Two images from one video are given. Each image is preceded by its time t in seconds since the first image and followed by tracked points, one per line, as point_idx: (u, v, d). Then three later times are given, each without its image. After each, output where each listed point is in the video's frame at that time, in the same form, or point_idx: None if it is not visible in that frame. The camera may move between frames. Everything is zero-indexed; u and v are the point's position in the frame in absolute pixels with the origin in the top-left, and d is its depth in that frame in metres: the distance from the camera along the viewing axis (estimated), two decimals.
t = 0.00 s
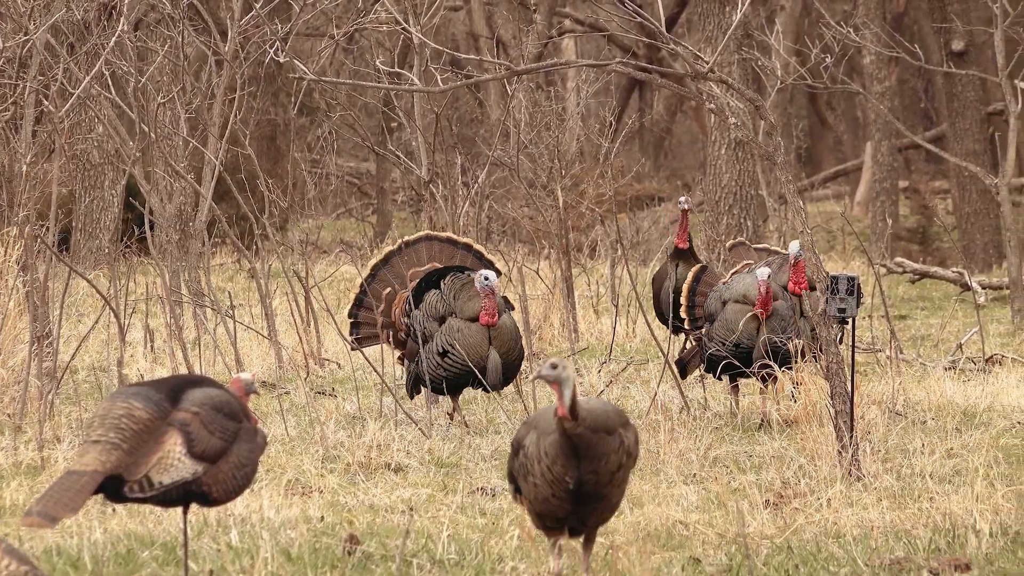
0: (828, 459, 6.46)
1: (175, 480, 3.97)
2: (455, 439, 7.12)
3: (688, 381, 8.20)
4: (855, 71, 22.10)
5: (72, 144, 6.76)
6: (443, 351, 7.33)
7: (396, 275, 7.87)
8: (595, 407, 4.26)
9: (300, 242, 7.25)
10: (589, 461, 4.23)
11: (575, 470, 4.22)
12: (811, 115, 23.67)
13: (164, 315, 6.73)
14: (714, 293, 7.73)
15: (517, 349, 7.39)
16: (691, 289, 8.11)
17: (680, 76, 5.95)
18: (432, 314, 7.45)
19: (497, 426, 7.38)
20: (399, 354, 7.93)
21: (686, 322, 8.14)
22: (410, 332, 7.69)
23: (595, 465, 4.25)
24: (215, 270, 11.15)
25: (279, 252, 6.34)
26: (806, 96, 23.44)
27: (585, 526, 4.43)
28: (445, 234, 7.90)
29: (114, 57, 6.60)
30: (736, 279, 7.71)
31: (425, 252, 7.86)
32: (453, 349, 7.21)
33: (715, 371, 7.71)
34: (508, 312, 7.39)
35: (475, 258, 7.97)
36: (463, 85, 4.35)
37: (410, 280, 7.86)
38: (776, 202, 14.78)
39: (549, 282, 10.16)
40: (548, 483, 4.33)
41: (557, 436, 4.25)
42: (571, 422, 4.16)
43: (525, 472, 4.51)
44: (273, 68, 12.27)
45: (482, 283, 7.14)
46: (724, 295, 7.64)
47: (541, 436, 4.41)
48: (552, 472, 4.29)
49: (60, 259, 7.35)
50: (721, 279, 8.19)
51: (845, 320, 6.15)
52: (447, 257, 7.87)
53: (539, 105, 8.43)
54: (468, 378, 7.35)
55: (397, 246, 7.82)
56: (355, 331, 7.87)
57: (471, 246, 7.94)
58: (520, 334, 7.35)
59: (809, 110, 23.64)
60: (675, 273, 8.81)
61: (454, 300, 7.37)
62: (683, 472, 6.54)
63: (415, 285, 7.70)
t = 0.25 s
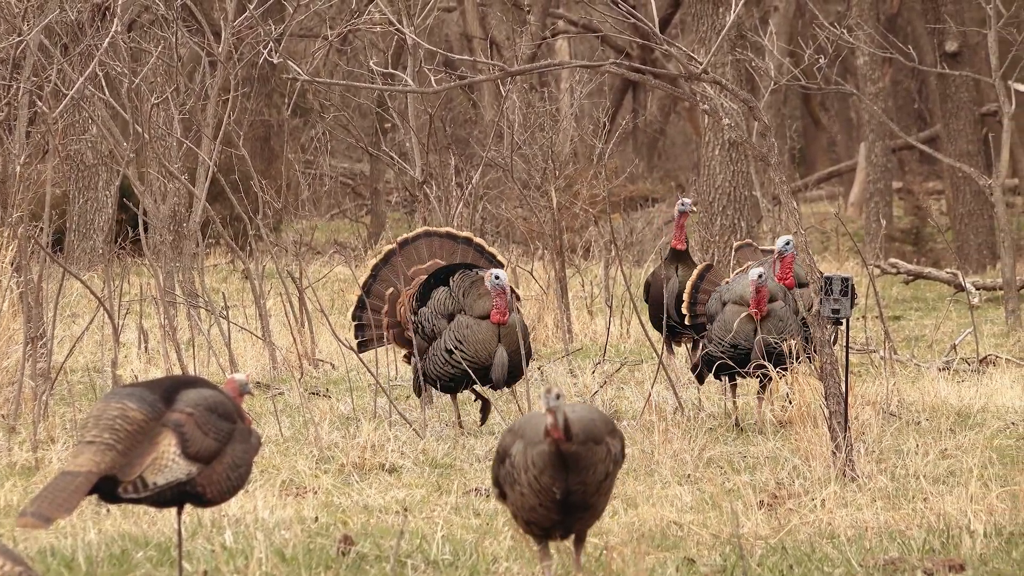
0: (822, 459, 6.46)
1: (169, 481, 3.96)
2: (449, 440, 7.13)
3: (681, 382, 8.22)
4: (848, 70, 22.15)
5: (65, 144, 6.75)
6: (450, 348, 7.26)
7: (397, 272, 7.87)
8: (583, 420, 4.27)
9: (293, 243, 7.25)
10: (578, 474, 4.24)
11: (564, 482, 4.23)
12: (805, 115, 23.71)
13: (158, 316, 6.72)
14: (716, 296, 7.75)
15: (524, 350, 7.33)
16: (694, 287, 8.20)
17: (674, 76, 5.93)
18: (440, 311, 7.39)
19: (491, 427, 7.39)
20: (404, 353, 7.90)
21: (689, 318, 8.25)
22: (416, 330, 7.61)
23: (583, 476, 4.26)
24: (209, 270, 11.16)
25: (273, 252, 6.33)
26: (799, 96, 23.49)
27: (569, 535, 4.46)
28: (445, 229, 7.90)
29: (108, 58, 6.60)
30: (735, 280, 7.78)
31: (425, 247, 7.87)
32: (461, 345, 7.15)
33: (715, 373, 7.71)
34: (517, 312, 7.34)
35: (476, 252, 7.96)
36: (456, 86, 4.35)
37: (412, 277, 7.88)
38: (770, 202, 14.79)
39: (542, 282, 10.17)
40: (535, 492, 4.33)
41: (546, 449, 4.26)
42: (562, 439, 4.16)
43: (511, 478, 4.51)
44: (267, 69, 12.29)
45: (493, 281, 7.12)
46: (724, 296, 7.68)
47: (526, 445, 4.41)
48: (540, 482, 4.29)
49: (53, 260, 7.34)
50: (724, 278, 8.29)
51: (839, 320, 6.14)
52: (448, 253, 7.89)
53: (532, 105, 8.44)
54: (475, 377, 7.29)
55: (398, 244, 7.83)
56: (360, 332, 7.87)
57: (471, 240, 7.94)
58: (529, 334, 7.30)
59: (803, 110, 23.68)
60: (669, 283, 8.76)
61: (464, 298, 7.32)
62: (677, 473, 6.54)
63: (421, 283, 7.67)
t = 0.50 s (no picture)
0: (816, 458, 6.46)
1: (163, 480, 3.96)
2: (443, 439, 7.14)
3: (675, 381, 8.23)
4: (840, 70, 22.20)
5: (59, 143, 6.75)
6: (462, 347, 7.25)
7: (406, 273, 7.88)
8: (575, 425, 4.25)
9: (288, 241, 7.25)
10: (566, 477, 4.23)
11: (551, 484, 4.22)
12: (798, 115, 23.77)
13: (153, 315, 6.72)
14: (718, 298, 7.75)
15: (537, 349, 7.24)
16: (704, 281, 8.52)
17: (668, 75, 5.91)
18: (452, 309, 7.38)
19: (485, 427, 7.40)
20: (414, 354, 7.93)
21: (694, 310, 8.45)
22: (428, 330, 7.63)
23: (571, 479, 4.25)
24: (203, 270, 11.19)
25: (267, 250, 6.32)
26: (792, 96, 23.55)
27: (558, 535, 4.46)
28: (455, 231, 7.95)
29: (102, 56, 6.59)
30: (736, 279, 7.80)
31: (434, 249, 7.89)
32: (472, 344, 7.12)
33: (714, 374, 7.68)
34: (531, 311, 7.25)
35: (484, 252, 8.03)
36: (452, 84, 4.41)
37: (421, 277, 7.90)
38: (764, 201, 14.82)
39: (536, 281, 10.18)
40: (522, 491, 4.33)
41: (536, 450, 4.25)
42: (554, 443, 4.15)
43: (499, 477, 4.52)
44: (262, 68, 12.29)
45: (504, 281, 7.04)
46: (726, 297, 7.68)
47: (515, 445, 4.40)
48: (526, 482, 4.29)
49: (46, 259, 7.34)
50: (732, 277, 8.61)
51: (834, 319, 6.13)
52: (458, 254, 7.94)
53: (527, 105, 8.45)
54: (488, 376, 7.25)
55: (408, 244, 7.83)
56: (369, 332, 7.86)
57: (479, 241, 8.01)
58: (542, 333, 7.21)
59: (796, 109, 23.73)
60: (674, 284, 8.78)
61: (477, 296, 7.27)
62: (671, 472, 6.54)
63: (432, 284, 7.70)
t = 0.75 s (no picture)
0: (805, 459, 6.45)
1: (152, 480, 3.95)
2: (431, 440, 7.15)
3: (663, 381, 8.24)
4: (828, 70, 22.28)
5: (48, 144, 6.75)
6: (481, 349, 7.28)
7: (414, 272, 7.88)
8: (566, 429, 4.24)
9: (277, 242, 7.26)
10: (553, 480, 4.22)
11: (536, 487, 4.20)
12: (787, 115, 23.85)
13: (142, 315, 6.72)
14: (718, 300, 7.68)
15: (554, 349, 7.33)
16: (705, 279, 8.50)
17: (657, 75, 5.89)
18: (468, 311, 7.41)
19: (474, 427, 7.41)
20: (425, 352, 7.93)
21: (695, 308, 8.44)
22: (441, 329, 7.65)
23: (558, 483, 4.24)
24: (191, 271, 11.22)
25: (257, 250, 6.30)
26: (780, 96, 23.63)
27: (543, 538, 4.44)
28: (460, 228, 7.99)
29: (91, 57, 6.59)
30: (736, 283, 7.70)
31: (440, 246, 7.90)
32: (492, 346, 7.16)
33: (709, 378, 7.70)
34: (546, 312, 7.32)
35: (491, 247, 8.09)
36: (441, 85, 4.51)
37: (428, 275, 7.90)
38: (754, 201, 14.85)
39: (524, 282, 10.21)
40: (507, 490, 4.33)
41: (523, 452, 4.25)
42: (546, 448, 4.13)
43: (486, 476, 4.53)
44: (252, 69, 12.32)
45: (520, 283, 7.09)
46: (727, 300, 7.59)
47: (503, 446, 4.41)
48: (512, 482, 4.29)
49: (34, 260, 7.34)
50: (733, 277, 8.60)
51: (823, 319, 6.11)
52: (464, 251, 7.96)
53: (516, 106, 8.49)
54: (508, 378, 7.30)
55: (414, 242, 7.82)
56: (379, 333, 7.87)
57: (485, 237, 8.04)
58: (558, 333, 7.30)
59: (785, 110, 23.81)
60: (679, 284, 8.88)
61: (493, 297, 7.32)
62: (660, 473, 6.54)
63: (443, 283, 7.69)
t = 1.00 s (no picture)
0: (783, 459, 6.45)
1: (129, 481, 3.92)
2: (409, 440, 7.16)
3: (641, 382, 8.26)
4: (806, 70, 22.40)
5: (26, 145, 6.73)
6: (475, 352, 7.30)
7: (400, 275, 7.89)
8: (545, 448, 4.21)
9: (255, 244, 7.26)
10: (531, 499, 4.19)
11: (514, 506, 4.19)
12: (763, 116, 23.97)
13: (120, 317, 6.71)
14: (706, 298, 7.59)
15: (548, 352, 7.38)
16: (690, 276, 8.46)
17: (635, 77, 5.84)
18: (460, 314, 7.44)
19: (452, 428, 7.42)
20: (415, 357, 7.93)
21: (680, 304, 8.40)
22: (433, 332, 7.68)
23: (537, 501, 4.21)
24: (169, 271, 11.28)
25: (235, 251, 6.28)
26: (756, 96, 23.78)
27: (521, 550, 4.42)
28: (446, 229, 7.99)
29: (67, 58, 6.57)
30: (726, 283, 7.60)
31: (426, 248, 7.91)
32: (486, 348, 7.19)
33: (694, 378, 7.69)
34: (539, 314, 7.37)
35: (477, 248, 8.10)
36: (417, 87, 4.44)
37: (415, 277, 7.91)
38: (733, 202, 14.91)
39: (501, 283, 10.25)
40: (486, 504, 4.31)
41: (502, 471, 4.23)
42: (524, 470, 4.10)
43: (467, 486, 4.54)
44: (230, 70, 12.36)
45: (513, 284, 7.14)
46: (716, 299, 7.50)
47: (482, 459, 4.40)
48: (490, 498, 4.28)
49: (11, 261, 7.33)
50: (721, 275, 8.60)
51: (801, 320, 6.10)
52: (451, 253, 7.98)
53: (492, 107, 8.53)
54: (503, 381, 7.32)
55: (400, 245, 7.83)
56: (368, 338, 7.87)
57: (471, 238, 8.07)
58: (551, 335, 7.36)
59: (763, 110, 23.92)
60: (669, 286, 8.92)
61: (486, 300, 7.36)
62: (638, 474, 6.54)
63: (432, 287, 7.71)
